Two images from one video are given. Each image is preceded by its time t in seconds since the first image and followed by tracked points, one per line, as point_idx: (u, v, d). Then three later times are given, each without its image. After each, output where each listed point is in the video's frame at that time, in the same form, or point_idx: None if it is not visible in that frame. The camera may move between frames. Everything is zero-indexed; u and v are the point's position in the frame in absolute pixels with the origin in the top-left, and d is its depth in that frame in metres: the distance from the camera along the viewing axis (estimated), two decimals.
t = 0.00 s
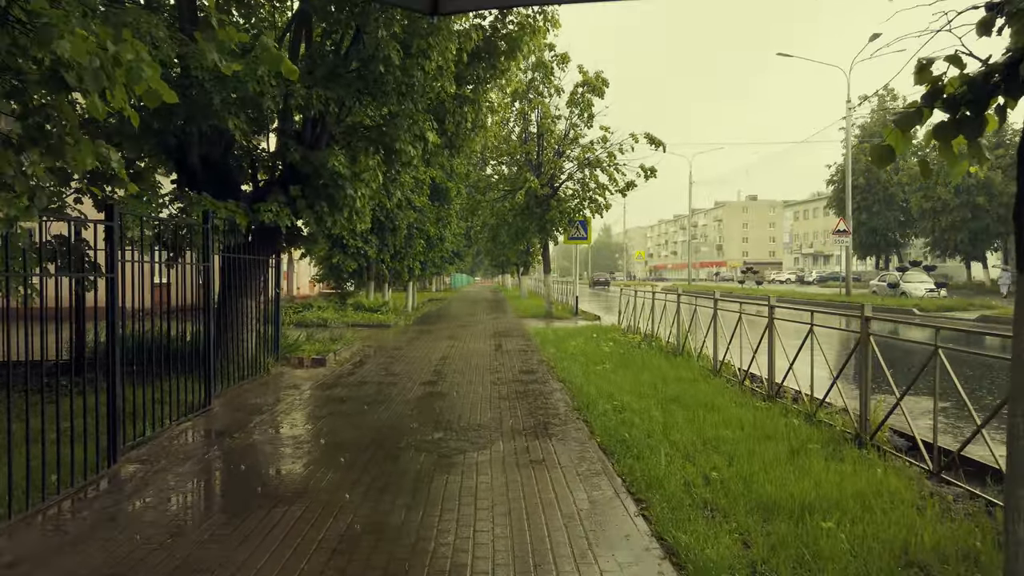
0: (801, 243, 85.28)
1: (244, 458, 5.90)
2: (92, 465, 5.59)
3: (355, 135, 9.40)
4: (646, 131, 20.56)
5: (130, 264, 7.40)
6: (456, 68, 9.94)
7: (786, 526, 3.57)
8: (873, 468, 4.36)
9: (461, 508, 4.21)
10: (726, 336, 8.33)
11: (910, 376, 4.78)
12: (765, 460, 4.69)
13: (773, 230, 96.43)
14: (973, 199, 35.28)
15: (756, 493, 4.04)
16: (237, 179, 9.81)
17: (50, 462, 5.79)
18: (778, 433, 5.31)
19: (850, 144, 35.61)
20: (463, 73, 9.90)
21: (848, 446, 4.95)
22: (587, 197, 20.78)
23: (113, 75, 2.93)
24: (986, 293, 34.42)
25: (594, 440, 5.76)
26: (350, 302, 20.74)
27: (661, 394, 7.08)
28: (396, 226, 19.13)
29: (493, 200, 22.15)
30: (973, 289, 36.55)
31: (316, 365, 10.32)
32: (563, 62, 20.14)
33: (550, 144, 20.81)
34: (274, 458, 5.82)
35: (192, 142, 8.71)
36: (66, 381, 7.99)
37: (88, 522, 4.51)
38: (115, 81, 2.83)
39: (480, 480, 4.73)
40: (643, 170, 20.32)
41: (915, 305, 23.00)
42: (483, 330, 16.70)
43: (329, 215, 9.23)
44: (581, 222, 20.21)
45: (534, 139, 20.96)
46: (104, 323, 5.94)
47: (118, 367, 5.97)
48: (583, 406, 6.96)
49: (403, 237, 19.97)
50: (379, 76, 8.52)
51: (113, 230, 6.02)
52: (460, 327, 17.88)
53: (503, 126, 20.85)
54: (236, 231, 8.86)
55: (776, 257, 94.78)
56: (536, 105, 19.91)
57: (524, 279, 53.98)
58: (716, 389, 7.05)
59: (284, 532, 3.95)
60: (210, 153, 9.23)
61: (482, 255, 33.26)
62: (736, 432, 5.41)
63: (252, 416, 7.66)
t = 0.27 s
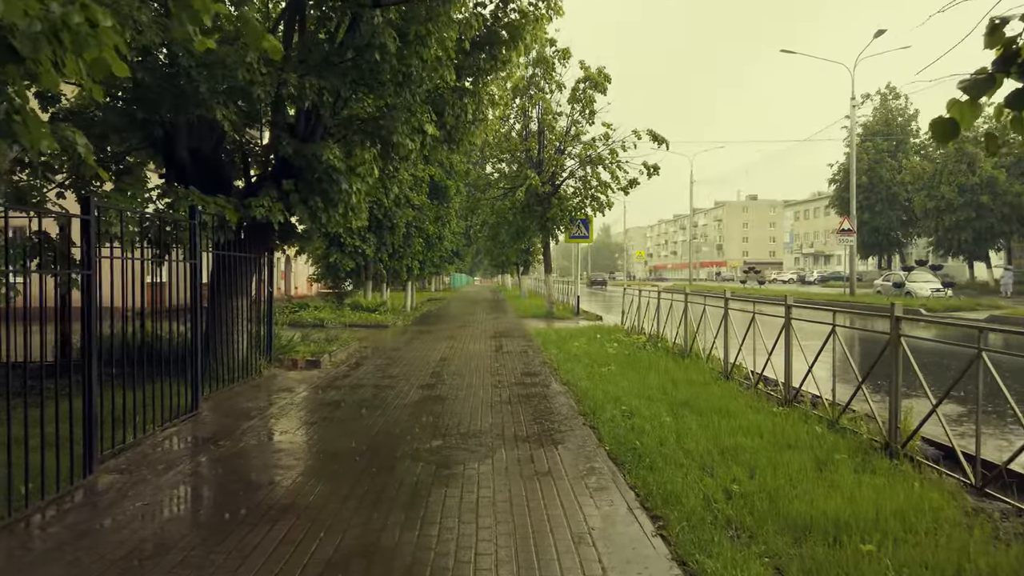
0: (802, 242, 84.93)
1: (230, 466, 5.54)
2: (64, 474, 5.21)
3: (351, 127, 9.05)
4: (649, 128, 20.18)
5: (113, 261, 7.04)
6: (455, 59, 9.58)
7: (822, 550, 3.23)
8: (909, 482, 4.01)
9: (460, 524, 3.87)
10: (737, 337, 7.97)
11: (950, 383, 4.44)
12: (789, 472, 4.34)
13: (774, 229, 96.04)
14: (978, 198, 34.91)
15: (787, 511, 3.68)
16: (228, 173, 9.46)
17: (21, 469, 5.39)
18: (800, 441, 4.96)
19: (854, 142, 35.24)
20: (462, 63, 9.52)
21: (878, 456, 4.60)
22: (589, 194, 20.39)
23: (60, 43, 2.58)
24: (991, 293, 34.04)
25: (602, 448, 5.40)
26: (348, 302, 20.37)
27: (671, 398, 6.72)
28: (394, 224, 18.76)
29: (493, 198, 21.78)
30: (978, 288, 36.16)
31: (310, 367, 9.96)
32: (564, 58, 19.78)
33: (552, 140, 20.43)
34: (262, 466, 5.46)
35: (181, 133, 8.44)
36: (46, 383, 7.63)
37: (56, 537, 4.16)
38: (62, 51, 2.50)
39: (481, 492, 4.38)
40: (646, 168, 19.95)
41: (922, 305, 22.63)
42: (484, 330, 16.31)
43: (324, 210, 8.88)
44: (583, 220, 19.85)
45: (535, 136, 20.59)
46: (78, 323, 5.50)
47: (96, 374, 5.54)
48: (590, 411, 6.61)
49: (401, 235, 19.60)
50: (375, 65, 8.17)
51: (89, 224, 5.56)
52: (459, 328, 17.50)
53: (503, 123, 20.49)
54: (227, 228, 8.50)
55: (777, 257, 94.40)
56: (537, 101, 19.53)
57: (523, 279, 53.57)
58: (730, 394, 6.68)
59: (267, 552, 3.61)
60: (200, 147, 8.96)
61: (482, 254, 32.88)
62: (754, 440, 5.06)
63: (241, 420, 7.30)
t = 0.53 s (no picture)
0: (798, 243, 84.79)
1: (208, 482, 5.19)
2: (29, 492, 4.85)
3: (341, 123, 8.71)
4: (647, 126, 19.87)
5: (89, 261, 6.68)
6: (449, 52, 9.25)
7: None
8: (941, 505, 3.69)
9: (453, 551, 3.54)
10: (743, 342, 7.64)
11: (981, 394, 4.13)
12: (808, 491, 4.02)
13: (770, 229, 95.89)
14: (976, 198, 34.72)
15: (811, 538, 3.37)
16: (214, 171, 9.11)
17: None
18: (816, 456, 4.64)
19: (852, 141, 34.99)
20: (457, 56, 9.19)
21: (902, 473, 4.29)
22: (586, 194, 20.09)
23: None
24: (990, 293, 33.81)
25: (604, 462, 5.07)
26: (341, 303, 20.00)
27: (676, 407, 6.40)
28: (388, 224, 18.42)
29: (489, 198, 21.44)
30: (977, 289, 35.96)
31: (299, 372, 9.62)
32: (561, 55, 19.47)
33: (548, 139, 20.10)
34: (242, 482, 5.11)
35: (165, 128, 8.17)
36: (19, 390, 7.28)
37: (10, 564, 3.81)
38: None
39: (477, 513, 4.06)
40: (644, 167, 19.64)
41: (922, 306, 22.38)
42: (480, 332, 15.98)
43: (313, 209, 8.53)
44: (580, 220, 19.53)
45: (532, 134, 20.26)
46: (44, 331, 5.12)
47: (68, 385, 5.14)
48: (590, 420, 6.28)
49: (395, 235, 19.25)
50: (365, 57, 7.84)
51: (57, 226, 5.17)
52: (454, 329, 17.17)
53: (500, 121, 20.16)
54: (212, 228, 8.16)
55: (773, 257, 94.24)
56: (534, 98, 19.20)
57: (519, 280, 53.23)
58: (738, 402, 6.36)
59: None
60: (185, 144, 8.69)
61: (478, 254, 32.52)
62: (767, 455, 4.74)
63: (225, 429, 6.96)
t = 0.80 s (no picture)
0: (797, 242, 84.54)
1: (184, 491, 4.85)
2: None
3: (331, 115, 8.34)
4: (647, 123, 19.53)
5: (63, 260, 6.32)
6: (445, 42, 8.89)
7: None
8: (984, 526, 3.34)
9: None
10: (752, 344, 7.28)
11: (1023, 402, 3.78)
12: (835, 511, 3.68)
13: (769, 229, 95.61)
14: (978, 198, 34.42)
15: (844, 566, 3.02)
16: (198, 165, 8.73)
17: None
18: (840, 470, 4.29)
19: (853, 140, 34.66)
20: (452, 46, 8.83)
21: (936, 488, 3.94)
22: (586, 192, 19.73)
23: None
24: (992, 293, 33.49)
25: (610, 474, 4.72)
26: (336, 303, 19.59)
27: (683, 414, 6.04)
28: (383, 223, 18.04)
29: (487, 196, 21.07)
30: (979, 289, 35.64)
31: (288, 375, 9.25)
32: (560, 51, 19.13)
33: (547, 136, 19.75)
34: (220, 493, 4.77)
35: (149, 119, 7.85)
36: None
37: None
38: None
39: (473, 534, 3.70)
40: (645, 164, 19.29)
41: (925, 307, 22.06)
42: (477, 333, 15.61)
43: (301, 205, 8.18)
44: (579, 219, 19.19)
45: (530, 132, 19.92)
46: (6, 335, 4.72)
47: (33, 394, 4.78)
48: (592, 427, 5.93)
49: (391, 234, 18.87)
50: (357, 46, 7.49)
51: (20, 221, 4.78)
52: (451, 330, 16.80)
53: (497, 118, 19.81)
54: (196, 225, 7.79)
55: (772, 257, 93.96)
56: (532, 94, 18.84)
57: (517, 280, 52.86)
58: (749, 408, 6.00)
59: None
60: (169, 138, 8.38)
61: (476, 255, 32.12)
62: (787, 467, 4.39)
63: (207, 437, 6.59)
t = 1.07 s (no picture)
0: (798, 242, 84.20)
1: (160, 508, 4.51)
2: None
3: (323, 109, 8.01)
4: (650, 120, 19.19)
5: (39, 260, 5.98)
6: (442, 33, 8.55)
7: None
8: None
9: None
10: (764, 348, 6.93)
11: None
12: (871, 537, 3.34)
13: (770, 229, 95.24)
14: (982, 197, 34.08)
15: None
16: (186, 162, 8.40)
17: None
18: (868, 489, 3.95)
19: (857, 138, 34.30)
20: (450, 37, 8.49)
21: (976, 509, 3.61)
22: (587, 191, 19.39)
23: None
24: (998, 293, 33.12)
25: (619, 491, 4.38)
26: (333, 305, 19.21)
27: (694, 423, 5.70)
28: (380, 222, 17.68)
29: (486, 195, 20.73)
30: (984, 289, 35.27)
31: (279, 379, 8.90)
32: (561, 47, 18.79)
33: (548, 134, 19.40)
34: (198, 510, 4.43)
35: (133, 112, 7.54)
36: None
37: None
38: None
39: (471, 561, 3.37)
40: (647, 162, 18.95)
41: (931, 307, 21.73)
42: (477, 335, 15.26)
43: (292, 202, 7.85)
44: (581, 218, 18.86)
45: (530, 130, 19.58)
46: None
47: (5, 405, 4.50)
48: (598, 437, 5.59)
49: (389, 233, 18.52)
50: (350, 35, 7.16)
51: None
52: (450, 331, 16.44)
53: (497, 116, 19.47)
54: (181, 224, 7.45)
55: (773, 257, 93.59)
56: (533, 91, 18.49)
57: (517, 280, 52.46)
58: (764, 417, 5.66)
59: None
60: (155, 134, 8.07)
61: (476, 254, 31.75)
62: (811, 485, 4.06)
63: (191, 446, 6.25)
